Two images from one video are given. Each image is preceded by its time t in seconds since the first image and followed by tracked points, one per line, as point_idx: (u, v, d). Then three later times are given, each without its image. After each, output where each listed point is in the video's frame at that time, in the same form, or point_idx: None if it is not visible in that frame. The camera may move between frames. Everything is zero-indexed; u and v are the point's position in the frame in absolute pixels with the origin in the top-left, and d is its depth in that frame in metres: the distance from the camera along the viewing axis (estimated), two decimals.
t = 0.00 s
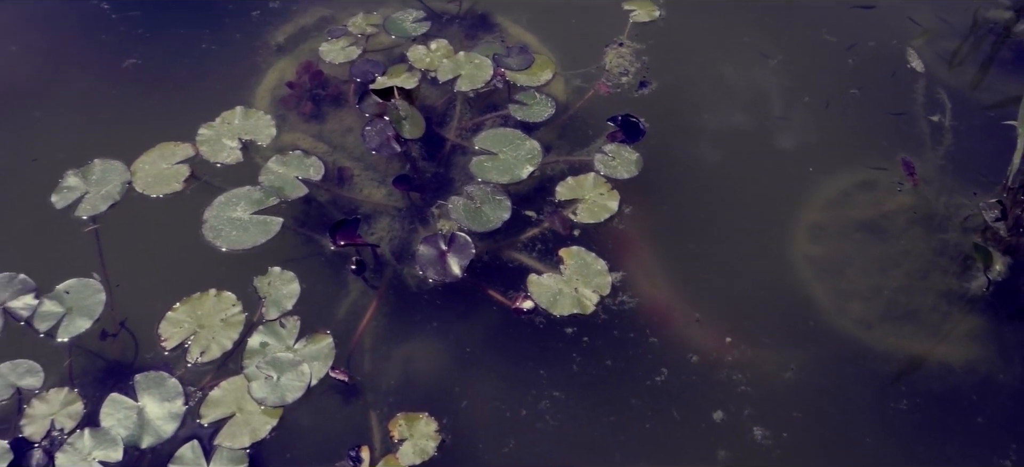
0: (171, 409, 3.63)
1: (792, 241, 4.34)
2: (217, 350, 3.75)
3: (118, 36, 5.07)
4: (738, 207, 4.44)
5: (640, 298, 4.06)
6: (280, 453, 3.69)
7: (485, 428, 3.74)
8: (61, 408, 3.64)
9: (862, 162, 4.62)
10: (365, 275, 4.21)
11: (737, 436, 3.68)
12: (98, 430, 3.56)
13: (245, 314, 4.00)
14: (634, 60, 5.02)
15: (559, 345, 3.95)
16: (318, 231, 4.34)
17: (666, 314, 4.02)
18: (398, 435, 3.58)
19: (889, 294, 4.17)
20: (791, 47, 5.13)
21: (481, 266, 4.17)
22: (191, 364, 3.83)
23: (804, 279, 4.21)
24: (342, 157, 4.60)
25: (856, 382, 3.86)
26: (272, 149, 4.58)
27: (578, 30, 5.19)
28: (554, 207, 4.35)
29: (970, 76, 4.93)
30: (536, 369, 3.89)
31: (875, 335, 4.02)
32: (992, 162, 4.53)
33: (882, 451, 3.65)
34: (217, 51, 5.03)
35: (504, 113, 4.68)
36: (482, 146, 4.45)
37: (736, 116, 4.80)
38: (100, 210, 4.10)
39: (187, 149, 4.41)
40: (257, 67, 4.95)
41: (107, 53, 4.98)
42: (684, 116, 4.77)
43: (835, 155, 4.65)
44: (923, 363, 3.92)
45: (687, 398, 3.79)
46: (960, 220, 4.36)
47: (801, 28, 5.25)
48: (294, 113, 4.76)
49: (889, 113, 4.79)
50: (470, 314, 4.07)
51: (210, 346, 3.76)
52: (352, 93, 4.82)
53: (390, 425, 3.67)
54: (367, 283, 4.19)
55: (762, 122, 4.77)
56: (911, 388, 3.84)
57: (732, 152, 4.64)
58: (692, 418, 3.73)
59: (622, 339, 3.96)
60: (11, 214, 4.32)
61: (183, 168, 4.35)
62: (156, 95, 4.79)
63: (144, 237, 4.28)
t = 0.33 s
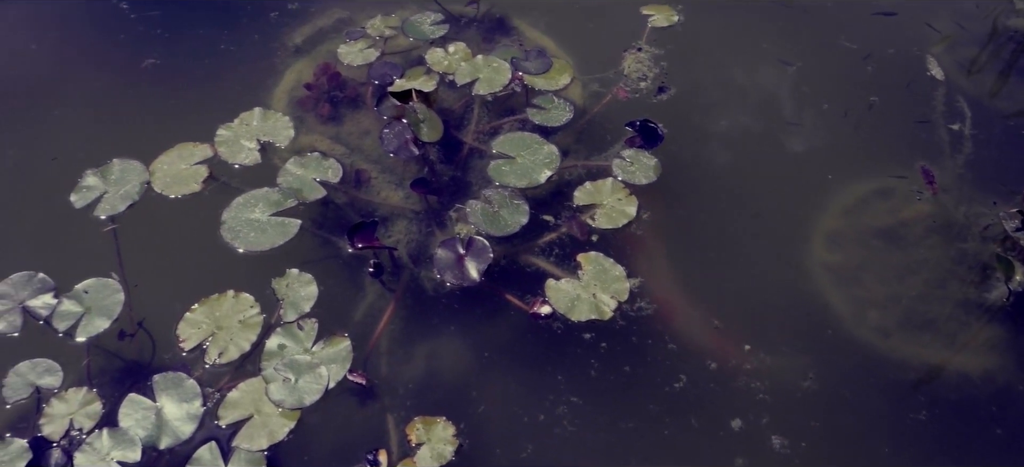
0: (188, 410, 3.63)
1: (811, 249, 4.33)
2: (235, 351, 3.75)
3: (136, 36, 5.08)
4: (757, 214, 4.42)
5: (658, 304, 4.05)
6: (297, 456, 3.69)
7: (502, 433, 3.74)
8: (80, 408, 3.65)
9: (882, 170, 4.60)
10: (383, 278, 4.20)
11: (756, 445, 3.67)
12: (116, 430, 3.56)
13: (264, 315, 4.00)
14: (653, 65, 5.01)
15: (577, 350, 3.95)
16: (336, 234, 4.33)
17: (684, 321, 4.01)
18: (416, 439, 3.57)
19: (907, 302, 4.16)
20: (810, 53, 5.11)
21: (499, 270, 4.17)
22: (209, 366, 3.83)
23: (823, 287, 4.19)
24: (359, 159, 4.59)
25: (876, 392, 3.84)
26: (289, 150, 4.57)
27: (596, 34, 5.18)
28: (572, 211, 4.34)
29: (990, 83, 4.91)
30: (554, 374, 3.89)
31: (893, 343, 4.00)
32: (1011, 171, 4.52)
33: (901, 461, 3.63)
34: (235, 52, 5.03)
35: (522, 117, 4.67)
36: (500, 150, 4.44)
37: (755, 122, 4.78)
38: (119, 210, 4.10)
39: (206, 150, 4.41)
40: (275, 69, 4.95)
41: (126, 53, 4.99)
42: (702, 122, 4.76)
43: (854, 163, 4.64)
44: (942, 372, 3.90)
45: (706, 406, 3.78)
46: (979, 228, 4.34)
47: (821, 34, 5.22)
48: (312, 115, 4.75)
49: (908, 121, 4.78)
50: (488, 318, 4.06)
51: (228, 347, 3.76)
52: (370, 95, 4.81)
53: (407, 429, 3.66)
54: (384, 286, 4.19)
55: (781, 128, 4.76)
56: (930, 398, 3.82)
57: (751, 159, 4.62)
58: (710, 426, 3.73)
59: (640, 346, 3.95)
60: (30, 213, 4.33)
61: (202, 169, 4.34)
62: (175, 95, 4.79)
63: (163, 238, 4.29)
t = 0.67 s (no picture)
0: (207, 412, 3.62)
1: (831, 257, 4.30)
2: (253, 354, 3.74)
3: (156, 36, 5.08)
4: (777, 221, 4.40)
5: (677, 311, 4.03)
6: (315, 459, 3.68)
7: (520, 439, 3.73)
8: (98, 409, 3.64)
9: (902, 179, 4.57)
10: (401, 282, 4.19)
11: (775, 455, 3.65)
12: (134, 432, 3.56)
13: (282, 318, 3.99)
14: (672, 71, 4.99)
15: (595, 357, 3.94)
16: (354, 237, 4.32)
17: (704, 328, 3.98)
18: (434, 444, 3.57)
19: (928, 312, 4.13)
20: (831, 60, 5.08)
21: (517, 275, 4.16)
22: (228, 368, 3.83)
23: (844, 296, 4.16)
24: (377, 162, 4.58)
25: (896, 403, 3.82)
26: (308, 152, 4.56)
27: (616, 39, 5.16)
28: (591, 217, 4.32)
29: (1013, 92, 4.87)
30: (572, 381, 3.88)
31: (914, 354, 3.97)
32: None
33: None
34: (254, 53, 5.03)
35: (540, 121, 4.66)
36: (518, 155, 4.43)
37: (775, 129, 4.76)
38: (138, 211, 4.10)
39: (225, 151, 4.40)
40: (294, 71, 4.94)
41: (145, 53, 5.00)
42: (722, 128, 4.73)
43: (874, 171, 4.61)
44: (963, 384, 3.87)
45: (725, 415, 3.76)
46: (1001, 238, 4.31)
47: (842, 41, 5.19)
48: (329, 117, 4.74)
49: (929, 130, 4.75)
50: (506, 323, 4.05)
51: (247, 349, 3.75)
52: (388, 98, 4.79)
53: (426, 434, 3.66)
54: (402, 289, 4.17)
55: (801, 135, 4.73)
56: (951, 409, 3.79)
57: (771, 166, 4.60)
58: (730, 435, 3.71)
59: (659, 353, 3.93)
60: (50, 213, 4.33)
61: (220, 170, 4.33)
62: (194, 96, 4.79)
63: (181, 239, 4.29)
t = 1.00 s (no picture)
0: (221, 414, 3.61)
1: (847, 265, 4.27)
2: (267, 357, 3.73)
3: (171, 37, 5.08)
4: (792, 228, 4.38)
5: (692, 318, 4.01)
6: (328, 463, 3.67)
7: (535, 445, 3.71)
8: (113, 411, 3.61)
9: (919, 186, 4.54)
10: (415, 285, 4.17)
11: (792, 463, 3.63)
12: (148, 434, 3.54)
13: (296, 321, 3.98)
14: (688, 75, 4.97)
15: (610, 363, 3.92)
16: (368, 240, 4.31)
17: (719, 335, 3.96)
18: (448, 449, 3.54)
19: (944, 320, 4.10)
20: (847, 66, 5.06)
21: (532, 280, 4.15)
22: (241, 371, 3.83)
23: (860, 304, 4.14)
24: (391, 165, 4.56)
25: (913, 411, 3.79)
26: (322, 155, 4.55)
27: (631, 44, 5.14)
28: (606, 222, 4.30)
29: None
30: (587, 387, 3.86)
31: (930, 362, 3.95)
32: None
33: None
34: (268, 54, 5.02)
35: (555, 125, 4.64)
36: (533, 159, 4.41)
37: (792, 135, 4.73)
38: (152, 212, 4.08)
39: (239, 152, 4.39)
40: (308, 73, 4.93)
41: (160, 54, 5.00)
42: (738, 133, 4.71)
43: (890, 178, 4.58)
44: (980, 393, 3.84)
45: (741, 422, 3.74)
46: (1018, 247, 4.29)
47: (858, 47, 5.16)
48: (343, 119, 4.72)
49: (946, 137, 4.73)
50: (521, 328, 4.03)
51: (261, 352, 3.74)
52: (403, 100, 4.78)
53: (440, 439, 3.64)
54: (416, 293, 4.15)
55: (816, 141, 4.71)
56: (968, 418, 3.77)
57: (787, 172, 4.58)
58: (746, 443, 3.69)
59: (675, 360, 3.91)
60: (65, 214, 4.33)
61: (235, 171, 4.31)
62: (208, 97, 4.78)
63: (195, 240, 4.28)
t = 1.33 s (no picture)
0: (234, 417, 3.59)
1: (863, 272, 4.25)
2: (281, 360, 3.71)
3: (185, 37, 5.08)
4: (808, 234, 4.35)
5: (707, 324, 3.99)
6: None
7: (549, 451, 3.70)
8: (126, 412, 3.60)
9: (935, 194, 4.51)
10: (428, 289, 4.16)
11: None
12: (161, 436, 3.53)
13: (309, 324, 3.97)
14: (703, 80, 4.95)
15: (624, 368, 3.90)
16: (381, 243, 4.30)
17: (734, 342, 3.94)
18: (462, 455, 3.53)
19: (960, 329, 4.07)
20: (863, 71, 5.03)
21: (545, 285, 4.13)
22: (255, 374, 3.81)
23: (875, 311, 4.11)
24: (404, 167, 4.55)
25: (928, 420, 3.77)
26: (336, 157, 4.55)
27: (645, 48, 5.12)
28: (620, 227, 4.28)
29: None
30: (601, 393, 3.85)
31: (946, 370, 3.92)
32: None
33: None
34: (282, 56, 5.01)
35: (569, 129, 4.63)
36: (547, 163, 4.39)
37: (807, 141, 4.71)
38: (166, 213, 4.07)
39: (253, 154, 4.38)
40: (322, 75, 4.93)
41: (174, 54, 5.00)
42: (753, 138, 4.69)
43: (906, 185, 4.55)
44: (997, 402, 3.82)
45: (756, 430, 3.72)
46: None
47: (874, 53, 5.13)
48: (357, 121, 4.71)
49: (962, 144, 4.70)
50: (534, 333, 4.02)
51: (274, 355, 3.71)
52: (416, 103, 4.77)
53: (453, 444, 3.62)
54: (429, 297, 4.13)
55: (832, 147, 4.69)
56: (985, 428, 3.74)
57: (801, 178, 4.55)
58: (761, 451, 3.67)
59: (689, 366, 3.89)
60: (79, 214, 4.33)
61: (248, 173, 4.29)
62: (222, 99, 4.78)
63: (209, 242, 4.28)
